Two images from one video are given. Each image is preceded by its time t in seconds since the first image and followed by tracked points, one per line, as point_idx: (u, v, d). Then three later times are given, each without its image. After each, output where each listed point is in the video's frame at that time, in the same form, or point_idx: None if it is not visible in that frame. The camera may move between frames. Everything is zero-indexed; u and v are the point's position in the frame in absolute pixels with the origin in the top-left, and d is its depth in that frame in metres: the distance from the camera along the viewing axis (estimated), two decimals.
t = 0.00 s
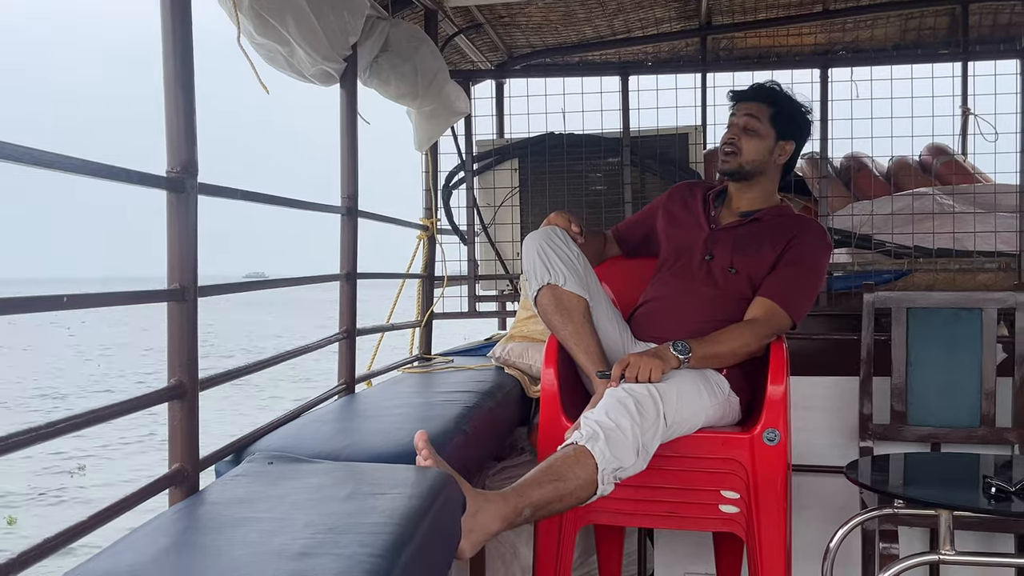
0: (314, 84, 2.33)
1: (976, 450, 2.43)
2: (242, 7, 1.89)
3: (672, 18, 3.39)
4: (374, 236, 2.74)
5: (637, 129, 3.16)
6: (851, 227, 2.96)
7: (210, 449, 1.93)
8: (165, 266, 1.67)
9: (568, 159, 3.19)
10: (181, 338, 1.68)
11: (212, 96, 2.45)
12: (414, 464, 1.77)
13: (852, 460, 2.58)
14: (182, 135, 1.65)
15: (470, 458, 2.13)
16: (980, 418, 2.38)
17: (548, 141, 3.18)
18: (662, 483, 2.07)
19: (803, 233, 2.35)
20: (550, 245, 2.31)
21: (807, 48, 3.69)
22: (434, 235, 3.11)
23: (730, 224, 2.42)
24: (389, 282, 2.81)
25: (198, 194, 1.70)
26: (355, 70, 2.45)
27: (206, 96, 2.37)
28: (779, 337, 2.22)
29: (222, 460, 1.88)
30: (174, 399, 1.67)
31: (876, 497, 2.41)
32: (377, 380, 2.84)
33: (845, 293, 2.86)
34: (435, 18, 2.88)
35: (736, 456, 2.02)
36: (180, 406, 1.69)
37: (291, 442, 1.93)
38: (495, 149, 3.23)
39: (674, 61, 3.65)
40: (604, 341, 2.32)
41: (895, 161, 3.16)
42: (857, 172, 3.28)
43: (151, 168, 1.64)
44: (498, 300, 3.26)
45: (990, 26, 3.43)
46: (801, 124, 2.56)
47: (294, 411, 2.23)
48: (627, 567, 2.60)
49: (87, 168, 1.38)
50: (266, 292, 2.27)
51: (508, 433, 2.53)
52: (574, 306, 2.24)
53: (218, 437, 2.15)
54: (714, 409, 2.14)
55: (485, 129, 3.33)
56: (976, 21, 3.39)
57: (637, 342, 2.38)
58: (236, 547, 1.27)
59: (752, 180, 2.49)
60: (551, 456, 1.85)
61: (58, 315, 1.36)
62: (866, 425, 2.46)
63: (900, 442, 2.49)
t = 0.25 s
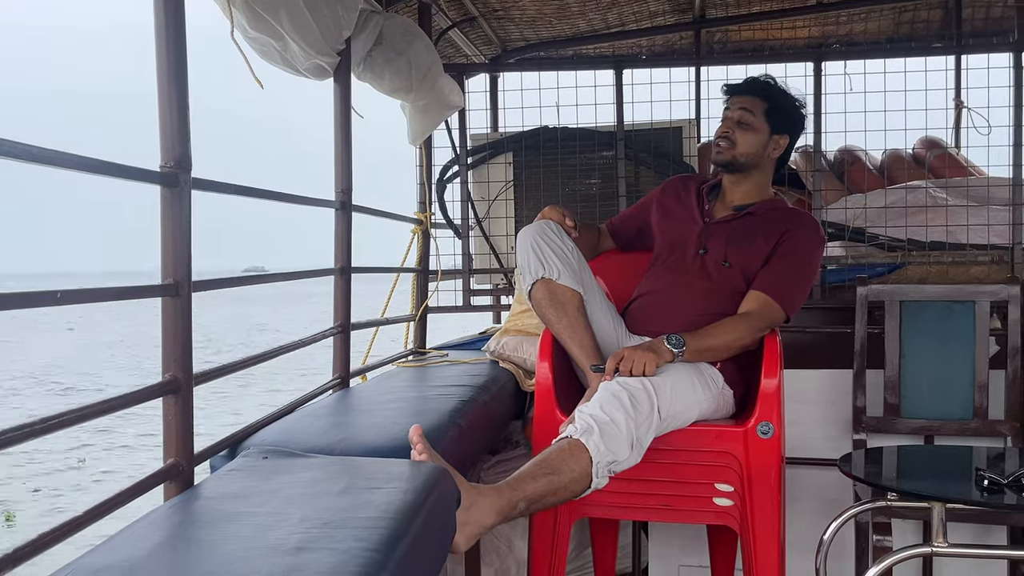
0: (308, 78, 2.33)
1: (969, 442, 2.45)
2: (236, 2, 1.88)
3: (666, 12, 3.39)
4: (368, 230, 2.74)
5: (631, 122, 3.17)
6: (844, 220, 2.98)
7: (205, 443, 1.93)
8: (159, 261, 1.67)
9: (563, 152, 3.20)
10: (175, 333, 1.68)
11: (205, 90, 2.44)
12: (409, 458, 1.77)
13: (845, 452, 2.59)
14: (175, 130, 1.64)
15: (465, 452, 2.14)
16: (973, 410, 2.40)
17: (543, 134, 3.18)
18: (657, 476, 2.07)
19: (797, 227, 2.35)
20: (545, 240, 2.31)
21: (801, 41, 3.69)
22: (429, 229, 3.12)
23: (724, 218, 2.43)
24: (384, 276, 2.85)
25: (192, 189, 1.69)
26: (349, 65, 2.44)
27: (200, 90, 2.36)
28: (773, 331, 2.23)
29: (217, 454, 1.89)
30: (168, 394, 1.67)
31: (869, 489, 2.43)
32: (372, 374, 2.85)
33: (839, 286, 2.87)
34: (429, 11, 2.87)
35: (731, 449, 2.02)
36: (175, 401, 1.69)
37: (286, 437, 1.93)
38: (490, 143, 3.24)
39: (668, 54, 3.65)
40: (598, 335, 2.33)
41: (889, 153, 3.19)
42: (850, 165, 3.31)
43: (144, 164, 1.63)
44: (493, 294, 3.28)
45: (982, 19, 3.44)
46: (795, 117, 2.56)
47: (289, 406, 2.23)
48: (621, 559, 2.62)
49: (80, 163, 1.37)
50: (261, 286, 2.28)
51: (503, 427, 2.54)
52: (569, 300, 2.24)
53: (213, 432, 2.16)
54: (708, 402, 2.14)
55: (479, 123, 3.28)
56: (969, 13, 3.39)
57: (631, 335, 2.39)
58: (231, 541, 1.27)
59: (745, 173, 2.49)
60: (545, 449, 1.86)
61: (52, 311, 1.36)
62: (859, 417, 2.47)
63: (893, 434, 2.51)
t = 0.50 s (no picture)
0: (303, 76, 2.32)
1: (964, 438, 2.46)
2: None
3: (661, 8, 3.38)
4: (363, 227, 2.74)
5: (627, 119, 3.17)
6: (839, 217, 3.00)
7: (202, 443, 1.92)
8: (154, 261, 1.66)
9: (559, 148, 3.18)
10: (171, 333, 1.67)
11: (199, 87, 2.43)
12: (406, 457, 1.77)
13: (841, 447, 2.60)
14: (170, 130, 1.64)
15: (461, 449, 2.14)
16: (968, 405, 2.41)
17: (538, 131, 3.18)
18: (653, 473, 2.07)
19: (792, 223, 2.35)
20: (540, 237, 2.31)
21: (796, 36, 3.69)
22: (424, 225, 3.10)
23: (720, 215, 2.43)
24: (378, 273, 2.80)
25: (187, 189, 1.69)
26: (344, 62, 2.43)
27: (195, 88, 2.35)
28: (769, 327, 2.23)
29: (214, 454, 1.88)
30: (164, 394, 1.67)
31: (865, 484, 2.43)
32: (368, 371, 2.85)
33: (834, 282, 2.87)
34: (424, 8, 2.86)
35: (727, 446, 2.03)
36: (171, 401, 1.69)
37: (282, 436, 1.93)
38: (485, 140, 3.23)
39: (663, 50, 3.65)
40: (594, 332, 2.33)
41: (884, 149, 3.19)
42: (846, 161, 3.31)
43: (140, 163, 1.62)
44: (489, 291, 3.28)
45: (977, 14, 3.44)
46: (791, 115, 2.56)
47: (285, 404, 2.23)
48: (618, 555, 2.62)
49: (76, 164, 1.36)
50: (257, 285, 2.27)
51: (499, 424, 2.55)
52: (565, 297, 2.24)
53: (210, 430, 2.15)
54: (704, 399, 2.15)
55: (473, 120, 3.33)
56: (964, 9, 3.40)
57: (627, 332, 2.39)
58: (229, 542, 1.27)
59: (740, 168, 2.49)
60: (542, 447, 1.86)
61: (48, 312, 1.36)
62: (855, 413, 2.48)
63: (888, 430, 2.52)
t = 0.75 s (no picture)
0: (299, 73, 2.32)
1: (960, 431, 2.47)
2: None
3: (657, 3, 3.38)
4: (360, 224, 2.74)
5: (623, 114, 3.16)
6: (834, 211, 3.00)
7: (201, 440, 1.93)
8: (152, 260, 1.66)
9: (555, 144, 3.19)
10: (169, 331, 1.67)
11: (196, 85, 2.43)
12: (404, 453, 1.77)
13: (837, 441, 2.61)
14: (168, 128, 1.63)
15: (459, 445, 2.14)
16: (964, 399, 2.42)
17: (534, 127, 3.18)
18: (651, 468, 2.08)
19: (789, 218, 2.36)
20: (537, 233, 2.31)
21: (792, 31, 3.70)
22: (421, 222, 3.11)
23: (716, 210, 2.43)
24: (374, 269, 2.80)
25: (185, 188, 1.69)
26: (340, 60, 2.43)
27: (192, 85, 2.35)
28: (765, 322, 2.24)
29: (213, 451, 1.89)
30: (162, 392, 1.67)
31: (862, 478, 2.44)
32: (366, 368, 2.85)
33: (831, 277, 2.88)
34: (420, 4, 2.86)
35: (724, 441, 2.03)
36: (170, 399, 1.69)
37: (281, 433, 1.93)
38: (481, 136, 3.23)
39: (659, 45, 3.65)
40: (591, 328, 2.33)
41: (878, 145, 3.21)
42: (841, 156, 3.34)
43: (137, 162, 1.62)
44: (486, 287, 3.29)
45: (972, 9, 3.45)
46: (792, 113, 2.58)
47: (284, 401, 2.23)
48: (616, 550, 2.63)
49: (73, 163, 1.36)
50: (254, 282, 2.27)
51: (497, 420, 2.55)
52: (562, 294, 2.24)
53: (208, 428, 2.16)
54: (701, 394, 2.15)
55: (470, 116, 3.33)
56: (959, 3, 3.40)
57: (624, 328, 2.40)
58: (228, 540, 1.27)
59: (742, 163, 2.49)
60: (540, 443, 1.86)
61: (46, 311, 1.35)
62: (851, 407, 2.49)
63: (885, 423, 2.53)
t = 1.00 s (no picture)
0: (292, 74, 2.31)
1: (955, 428, 2.47)
2: None
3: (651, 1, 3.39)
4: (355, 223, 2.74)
5: (617, 112, 3.16)
6: (830, 208, 3.01)
7: (196, 441, 1.93)
8: (146, 262, 1.66)
9: (550, 143, 3.18)
10: (163, 333, 1.67)
11: (190, 86, 2.43)
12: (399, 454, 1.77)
13: (833, 438, 2.62)
14: (160, 130, 1.63)
15: (455, 445, 2.14)
16: (959, 395, 2.42)
17: (528, 126, 3.18)
18: (646, 466, 2.09)
19: (783, 216, 2.36)
20: (532, 233, 2.31)
21: (786, 28, 3.70)
22: (416, 222, 3.11)
23: (711, 208, 2.43)
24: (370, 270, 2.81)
25: (178, 190, 1.68)
26: (334, 60, 2.43)
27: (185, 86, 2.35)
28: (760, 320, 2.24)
29: (208, 452, 1.89)
30: (157, 394, 1.67)
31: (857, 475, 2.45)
32: (362, 367, 2.85)
33: (826, 274, 2.89)
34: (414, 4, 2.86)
35: (719, 438, 2.04)
36: (164, 401, 1.69)
37: (276, 434, 1.93)
38: (476, 135, 3.23)
39: (654, 43, 3.66)
40: (586, 327, 2.34)
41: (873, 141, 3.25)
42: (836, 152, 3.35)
43: (129, 165, 1.62)
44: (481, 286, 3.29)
45: (967, 5, 3.45)
46: (795, 119, 2.62)
47: (279, 402, 2.23)
48: (612, 548, 2.64)
49: (65, 167, 1.36)
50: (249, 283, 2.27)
51: (493, 419, 2.55)
52: (557, 293, 2.25)
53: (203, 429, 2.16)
54: (696, 392, 2.16)
55: (465, 115, 3.35)
56: None
57: (619, 326, 2.40)
58: (222, 542, 1.28)
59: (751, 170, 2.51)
60: (534, 442, 1.87)
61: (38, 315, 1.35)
62: (846, 404, 2.49)
63: (880, 420, 2.53)
